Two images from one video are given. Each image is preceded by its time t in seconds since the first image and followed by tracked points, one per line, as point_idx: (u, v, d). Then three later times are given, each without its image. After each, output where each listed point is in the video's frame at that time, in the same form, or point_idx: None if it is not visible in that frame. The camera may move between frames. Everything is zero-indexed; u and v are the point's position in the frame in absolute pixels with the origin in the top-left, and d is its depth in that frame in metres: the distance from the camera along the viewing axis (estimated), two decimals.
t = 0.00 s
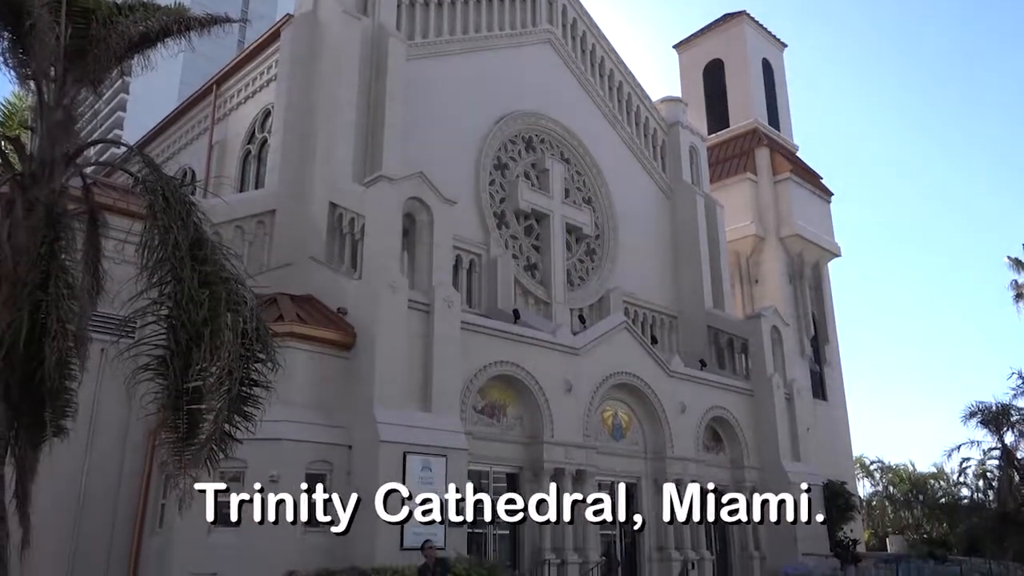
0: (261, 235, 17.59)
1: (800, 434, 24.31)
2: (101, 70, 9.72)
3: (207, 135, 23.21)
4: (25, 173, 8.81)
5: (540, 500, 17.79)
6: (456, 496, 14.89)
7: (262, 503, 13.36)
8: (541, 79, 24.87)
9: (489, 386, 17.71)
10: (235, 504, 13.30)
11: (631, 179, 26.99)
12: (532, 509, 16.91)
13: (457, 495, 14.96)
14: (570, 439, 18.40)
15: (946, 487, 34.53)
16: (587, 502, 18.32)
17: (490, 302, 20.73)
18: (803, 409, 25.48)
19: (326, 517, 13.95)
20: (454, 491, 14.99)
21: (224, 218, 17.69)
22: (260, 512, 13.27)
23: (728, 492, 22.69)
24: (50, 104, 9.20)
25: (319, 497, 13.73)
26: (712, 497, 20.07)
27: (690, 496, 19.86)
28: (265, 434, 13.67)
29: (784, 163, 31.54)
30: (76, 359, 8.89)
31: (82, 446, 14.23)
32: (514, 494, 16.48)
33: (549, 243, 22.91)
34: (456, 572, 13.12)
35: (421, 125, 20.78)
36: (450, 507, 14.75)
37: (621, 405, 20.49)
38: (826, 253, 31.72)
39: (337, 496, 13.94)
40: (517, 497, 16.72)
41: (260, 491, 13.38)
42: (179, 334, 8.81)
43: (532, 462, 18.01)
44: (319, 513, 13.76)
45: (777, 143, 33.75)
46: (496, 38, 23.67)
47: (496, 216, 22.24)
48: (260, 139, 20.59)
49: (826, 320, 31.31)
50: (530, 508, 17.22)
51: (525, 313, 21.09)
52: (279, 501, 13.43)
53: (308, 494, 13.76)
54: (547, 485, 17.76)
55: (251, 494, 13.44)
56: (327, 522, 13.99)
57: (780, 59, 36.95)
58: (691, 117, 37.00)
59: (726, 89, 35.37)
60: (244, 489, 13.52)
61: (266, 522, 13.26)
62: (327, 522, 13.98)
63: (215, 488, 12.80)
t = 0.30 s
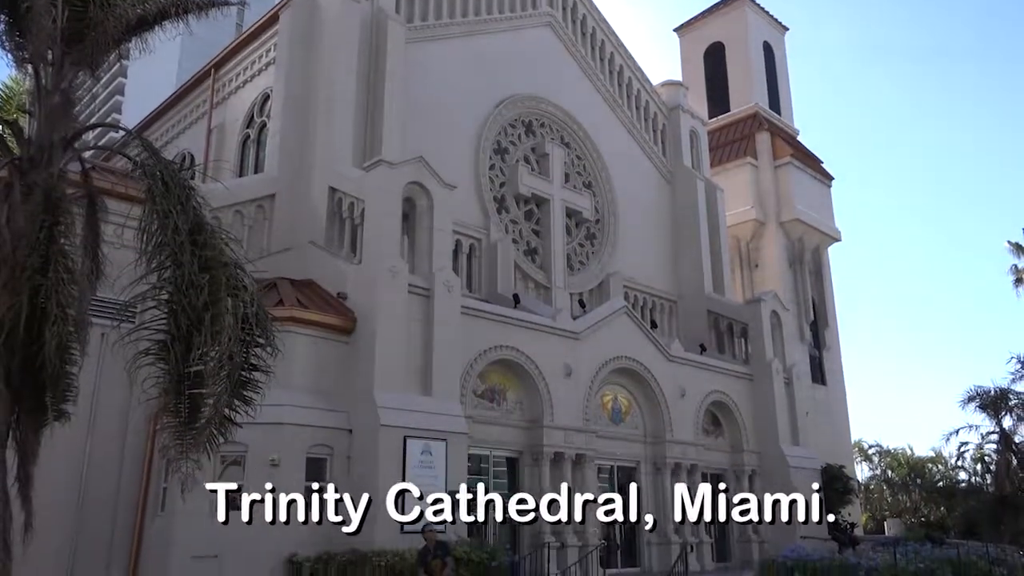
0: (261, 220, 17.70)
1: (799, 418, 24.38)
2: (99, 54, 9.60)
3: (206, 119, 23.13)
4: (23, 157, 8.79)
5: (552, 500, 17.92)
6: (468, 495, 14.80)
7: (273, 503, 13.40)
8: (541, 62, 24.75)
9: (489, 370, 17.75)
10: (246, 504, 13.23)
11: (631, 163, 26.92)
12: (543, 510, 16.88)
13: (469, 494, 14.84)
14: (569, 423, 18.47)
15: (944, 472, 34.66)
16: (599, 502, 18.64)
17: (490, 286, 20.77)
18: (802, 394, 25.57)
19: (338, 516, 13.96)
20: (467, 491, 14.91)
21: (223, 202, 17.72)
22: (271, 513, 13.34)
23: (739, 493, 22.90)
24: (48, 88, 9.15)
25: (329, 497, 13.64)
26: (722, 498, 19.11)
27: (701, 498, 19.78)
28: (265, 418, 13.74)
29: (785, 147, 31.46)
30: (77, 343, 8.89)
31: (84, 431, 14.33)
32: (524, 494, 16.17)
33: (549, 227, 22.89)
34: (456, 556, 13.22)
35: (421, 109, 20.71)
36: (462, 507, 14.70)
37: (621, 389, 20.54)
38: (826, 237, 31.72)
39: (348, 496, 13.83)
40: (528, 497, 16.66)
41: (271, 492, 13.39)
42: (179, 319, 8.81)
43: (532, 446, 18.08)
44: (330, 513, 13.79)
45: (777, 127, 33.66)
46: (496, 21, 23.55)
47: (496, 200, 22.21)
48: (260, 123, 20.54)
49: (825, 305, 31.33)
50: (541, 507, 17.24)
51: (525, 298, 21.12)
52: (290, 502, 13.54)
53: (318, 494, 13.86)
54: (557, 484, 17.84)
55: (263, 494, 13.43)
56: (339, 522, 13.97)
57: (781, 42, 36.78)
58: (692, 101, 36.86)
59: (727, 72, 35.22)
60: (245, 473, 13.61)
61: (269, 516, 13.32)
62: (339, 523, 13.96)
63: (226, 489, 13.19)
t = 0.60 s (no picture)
0: (260, 205, 17.75)
1: (797, 402, 24.43)
2: (96, 37, 9.41)
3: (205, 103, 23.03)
4: (22, 141, 8.78)
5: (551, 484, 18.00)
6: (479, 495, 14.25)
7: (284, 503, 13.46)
8: (541, 45, 24.62)
9: (489, 354, 17.78)
10: (257, 503, 13.27)
11: (632, 147, 26.84)
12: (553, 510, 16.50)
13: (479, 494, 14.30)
14: (569, 407, 18.53)
15: (942, 455, 34.78)
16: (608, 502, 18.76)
17: (490, 271, 20.78)
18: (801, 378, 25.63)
19: (349, 517, 13.83)
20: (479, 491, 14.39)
21: (223, 186, 17.72)
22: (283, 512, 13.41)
23: (743, 482, 22.94)
24: (45, 71, 9.10)
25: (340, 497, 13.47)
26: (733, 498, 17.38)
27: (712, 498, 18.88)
28: (266, 402, 13.79)
29: (785, 131, 31.36)
30: (77, 328, 8.91)
31: (86, 415, 14.37)
32: (534, 495, 15.30)
33: (549, 211, 22.85)
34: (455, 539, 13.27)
35: (420, 92, 20.63)
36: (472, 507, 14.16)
37: (621, 373, 20.58)
38: (826, 222, 31.69)
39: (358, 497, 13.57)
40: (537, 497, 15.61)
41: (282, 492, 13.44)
42: (179, 303, 8.81)
43: (532, 430, 18.13)
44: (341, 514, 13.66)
45: (779, 111, 33.53)
46: (496, 3, 23.42)
47: (496, 185, 22.17)
48: (259, 107, 20.48)
49: (825, 289, 31.33)
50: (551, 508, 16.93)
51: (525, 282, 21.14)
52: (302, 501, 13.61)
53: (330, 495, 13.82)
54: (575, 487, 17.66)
55: (274, 494, 13.48)
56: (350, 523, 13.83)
57: (783, 25, 36.58)
58: (693, 84, 36.70)
59: (728, 55, 35.05)
60: (246, 457, 13.66)
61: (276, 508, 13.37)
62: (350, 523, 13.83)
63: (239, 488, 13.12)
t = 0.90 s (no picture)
0: (259, 188, 17.75)
1: (797, 385, 24.48)
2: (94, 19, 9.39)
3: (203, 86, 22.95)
4: (19, 124, 8.74)
5: (552, 468, 18.09)
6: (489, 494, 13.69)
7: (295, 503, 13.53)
8: (541, 28, 24.49)
9: (489, 338, 17.80)
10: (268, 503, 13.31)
11: (632, 130, 26.76)
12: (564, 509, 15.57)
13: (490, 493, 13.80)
14: (569, 390, 18.59)
15: (940, 438, 34.90)
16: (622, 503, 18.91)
17: (490, 255, 20.79)
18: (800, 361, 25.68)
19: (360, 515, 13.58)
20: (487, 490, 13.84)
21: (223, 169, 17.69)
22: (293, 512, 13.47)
23: (742, 465, 23.03)
24: (41, 53, 9.03)
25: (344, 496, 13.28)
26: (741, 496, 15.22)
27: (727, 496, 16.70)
28: (266, 386, 13.83)
29: (786, 113, 31.25)
30: (78, 311, 8.92)
31: (87, 397, 14.41)
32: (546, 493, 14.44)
33: (548, 194, 22.82)
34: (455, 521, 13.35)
35: (420, 75, 20.54)
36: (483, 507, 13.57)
37: (620, 357, 20.61)
38: (826, 205, 31.65)
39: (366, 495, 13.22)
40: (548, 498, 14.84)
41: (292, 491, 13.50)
42: (179, 287, 8.80)
43: (532, 413, 18.19)
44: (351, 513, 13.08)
45: (780, 94, 33.40)
46: None
47: (496, 168, 22.12)
48: (257, 90, 20.42)
49: (825, 272, 31.34)
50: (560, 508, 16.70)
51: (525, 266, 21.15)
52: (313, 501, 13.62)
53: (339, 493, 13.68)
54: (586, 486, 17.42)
55: (286, 494, 13.57)
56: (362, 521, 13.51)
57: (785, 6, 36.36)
58: (693, 66, 36.54)
59: (730, 38, 34.87)
60: (248, 440, 13.71)
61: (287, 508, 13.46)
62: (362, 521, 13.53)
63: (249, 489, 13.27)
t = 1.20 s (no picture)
0: (258, 171, 17.75)
1: (796, 369, 24.53)
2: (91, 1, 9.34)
3: (202, 68, 22.85)
4: (17, 107, 8.73)
5: (551, 450, 18.21)
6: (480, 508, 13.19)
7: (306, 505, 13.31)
8: (541, 10, 24.36)
9: (489, 321, 17.83)
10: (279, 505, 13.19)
11: (632, 114, 26.65)
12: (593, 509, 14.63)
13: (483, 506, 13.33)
14: (569, 373, 18.64)
15: (938, 421, 35.02)
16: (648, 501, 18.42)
17: (490, 238, 20.80)
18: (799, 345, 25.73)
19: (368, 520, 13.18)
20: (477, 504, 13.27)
21: (222, 153, 17.86)
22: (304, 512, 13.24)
23: (741, 448, 23.14)
24: (39, 36, 8.98)
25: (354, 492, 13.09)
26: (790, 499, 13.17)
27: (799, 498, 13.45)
28: (267, 369, 13.87)
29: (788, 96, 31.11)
30: (77, 295, 8.92)
31: (88, 379, 14.47)
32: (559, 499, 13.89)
33: (548, 178, 22.77)
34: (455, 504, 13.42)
35: (420, 58, 20.43)
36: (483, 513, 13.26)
37: (620, 340, 20.65)
38: (827, 189, 31.57)
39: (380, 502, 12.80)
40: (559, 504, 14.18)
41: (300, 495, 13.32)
42: (179, 271, 8.80)
43: (532, 396, 18.24)
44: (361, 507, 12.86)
45: (781, 76, 33.23)
46: None
47: (496, 151, 22.07)
48: (256, 72, 20.34)
49: (825, 256, 31.33)
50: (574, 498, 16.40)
51: (525, 250, 21.15)
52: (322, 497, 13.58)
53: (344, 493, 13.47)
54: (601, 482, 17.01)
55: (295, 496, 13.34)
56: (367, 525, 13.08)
57: None
58: (694, 49, 36.36)
59: (731, 20, 34.66)
60: (249, 423, 13.78)
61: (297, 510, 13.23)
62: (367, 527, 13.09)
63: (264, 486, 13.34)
